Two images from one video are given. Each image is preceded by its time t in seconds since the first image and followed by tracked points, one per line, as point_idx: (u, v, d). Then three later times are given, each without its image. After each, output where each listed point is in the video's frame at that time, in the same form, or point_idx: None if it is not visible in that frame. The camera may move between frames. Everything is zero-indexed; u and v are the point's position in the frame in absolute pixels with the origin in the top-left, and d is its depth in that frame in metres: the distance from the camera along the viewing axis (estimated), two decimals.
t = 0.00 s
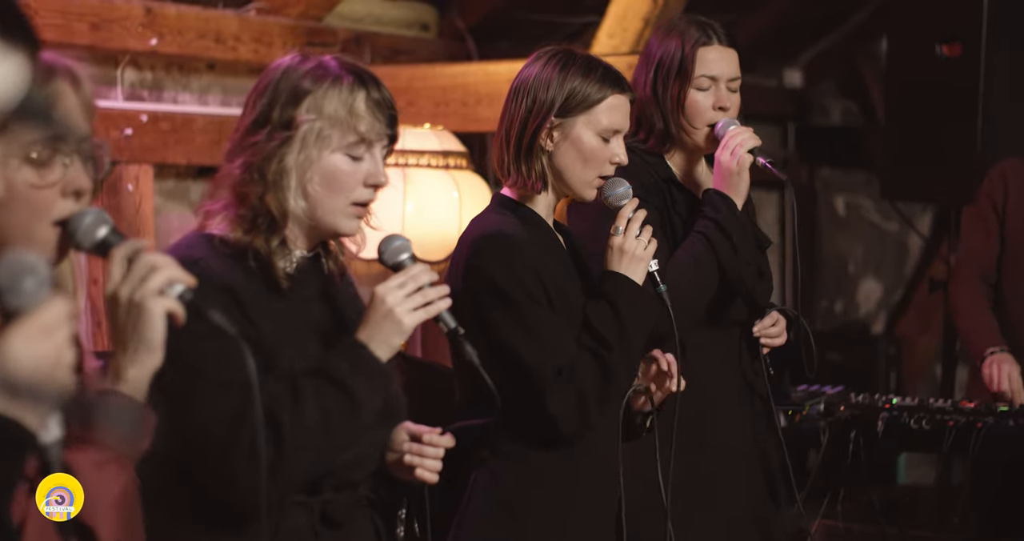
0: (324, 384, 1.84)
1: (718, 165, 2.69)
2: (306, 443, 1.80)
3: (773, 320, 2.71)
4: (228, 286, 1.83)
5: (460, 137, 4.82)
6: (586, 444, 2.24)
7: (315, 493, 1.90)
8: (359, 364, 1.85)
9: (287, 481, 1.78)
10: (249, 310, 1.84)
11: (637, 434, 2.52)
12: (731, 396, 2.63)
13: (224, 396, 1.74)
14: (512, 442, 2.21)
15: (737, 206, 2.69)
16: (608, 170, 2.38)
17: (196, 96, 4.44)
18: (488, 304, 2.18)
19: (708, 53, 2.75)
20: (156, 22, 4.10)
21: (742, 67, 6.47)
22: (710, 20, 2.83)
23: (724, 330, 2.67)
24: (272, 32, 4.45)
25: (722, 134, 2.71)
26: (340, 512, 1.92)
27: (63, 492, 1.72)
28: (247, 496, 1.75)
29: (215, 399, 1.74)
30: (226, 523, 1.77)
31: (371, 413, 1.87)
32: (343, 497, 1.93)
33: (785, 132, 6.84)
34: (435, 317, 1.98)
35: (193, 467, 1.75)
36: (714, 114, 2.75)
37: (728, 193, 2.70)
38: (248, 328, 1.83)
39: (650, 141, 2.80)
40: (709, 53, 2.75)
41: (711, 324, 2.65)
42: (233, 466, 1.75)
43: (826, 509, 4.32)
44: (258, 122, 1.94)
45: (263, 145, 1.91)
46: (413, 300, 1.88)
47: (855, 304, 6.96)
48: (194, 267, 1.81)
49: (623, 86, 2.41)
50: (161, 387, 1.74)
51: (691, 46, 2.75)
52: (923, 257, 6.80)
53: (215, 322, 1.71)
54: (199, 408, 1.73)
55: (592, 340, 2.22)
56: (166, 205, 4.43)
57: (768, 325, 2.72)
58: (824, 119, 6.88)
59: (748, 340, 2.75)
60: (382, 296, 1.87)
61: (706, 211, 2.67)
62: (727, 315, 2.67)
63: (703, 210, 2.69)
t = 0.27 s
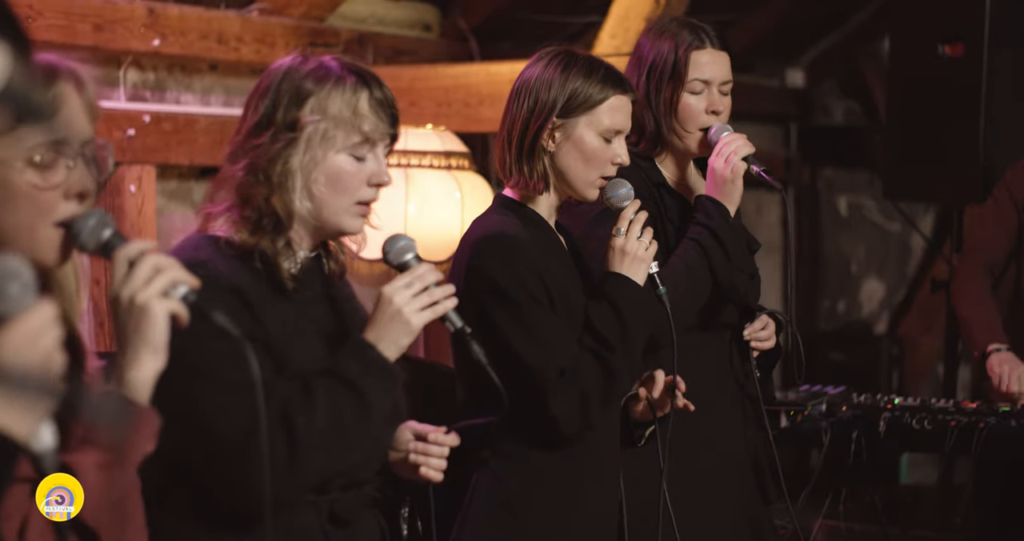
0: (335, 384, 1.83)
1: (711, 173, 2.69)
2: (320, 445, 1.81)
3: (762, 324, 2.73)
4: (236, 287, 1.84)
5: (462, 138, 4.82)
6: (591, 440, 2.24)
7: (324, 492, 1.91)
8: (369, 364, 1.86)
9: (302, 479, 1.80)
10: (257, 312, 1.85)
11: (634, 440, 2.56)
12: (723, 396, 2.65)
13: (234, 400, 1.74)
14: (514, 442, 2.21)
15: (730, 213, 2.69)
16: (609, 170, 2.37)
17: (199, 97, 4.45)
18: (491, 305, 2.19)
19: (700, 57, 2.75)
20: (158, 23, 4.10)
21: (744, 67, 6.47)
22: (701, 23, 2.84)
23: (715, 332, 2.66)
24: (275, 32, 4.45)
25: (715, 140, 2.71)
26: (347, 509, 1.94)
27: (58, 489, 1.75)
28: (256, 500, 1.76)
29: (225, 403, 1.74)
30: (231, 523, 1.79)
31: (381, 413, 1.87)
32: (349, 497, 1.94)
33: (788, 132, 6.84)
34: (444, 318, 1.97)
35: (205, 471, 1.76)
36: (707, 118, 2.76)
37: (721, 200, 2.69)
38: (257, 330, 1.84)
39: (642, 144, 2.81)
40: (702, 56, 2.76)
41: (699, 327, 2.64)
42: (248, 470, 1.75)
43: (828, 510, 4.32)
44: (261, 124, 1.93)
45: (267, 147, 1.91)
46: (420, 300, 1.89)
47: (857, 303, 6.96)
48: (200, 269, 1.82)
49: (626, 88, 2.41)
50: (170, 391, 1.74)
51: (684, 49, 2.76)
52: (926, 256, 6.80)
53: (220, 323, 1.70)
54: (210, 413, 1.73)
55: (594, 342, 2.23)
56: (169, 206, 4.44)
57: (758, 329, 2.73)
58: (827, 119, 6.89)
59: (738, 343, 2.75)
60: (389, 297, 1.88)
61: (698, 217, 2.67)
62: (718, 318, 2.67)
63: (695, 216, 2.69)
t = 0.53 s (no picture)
0: (337, 386, 1.84)
1: (710, 174, 2.70)
2: (323, 447, 1.81)
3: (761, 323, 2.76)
4: (241, 291, 1.84)
5: (464, 139, 4.82)
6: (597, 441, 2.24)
7: (328, 492, 1.91)
8: (372, 366, 1.86)
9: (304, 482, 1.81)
10: (262, 315, 1.86)
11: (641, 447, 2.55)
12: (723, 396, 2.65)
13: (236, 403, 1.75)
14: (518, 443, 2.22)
15: (728, 214, 2.70)
16: (611, 170, 2.37)
17: (201, 98, 4.45)
18: (493, 306, 2.19)
19: (697, 57, 2.76)
20: (160, 24, 4.11)
21: (747, 68, 6.47)
22: (696, 25, 2.84)
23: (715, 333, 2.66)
24: (277, 33, 4.45)
25: (712, 140, 2.71)
26: (352, 510, 1.94)
27: (61, 489, 1.58)
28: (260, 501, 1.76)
29: (229, 406, 1.74)
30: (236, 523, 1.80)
31: (384, 415, 1.87)
32: (353, 497, 1.94)
33: (790, 132, 6.82)
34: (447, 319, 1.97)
35: (209, 472, 1.77)
36: (703, 119, 2.76)
37: (719, 201, 2.71)
38: (262, 333, 1.85)
39: (638, 146, 2.81)
40: (698, 57, 2.76)
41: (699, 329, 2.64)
42: (252, 470, 1.76)
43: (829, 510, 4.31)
44: (264, 130, 1.93)
45: (271, 153, 1.90)
46: (423, 303, 1.89)
47: (859, 304, 6.95)
48: (205, 273, 1.82)
49: (626, 88, 2.41)
50: (175, 394, 1.75)
51: (681, 51, 2.76)
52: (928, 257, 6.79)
53: (222, 327, 1.68)
54: (214, 415, 1.73)
55: (596, 344, 2.23)
56: (171, 206, 4.44)
57: (758, 328, 2.76)
58: (829, 120, 6.89)
59: (737, 344, 2.77)
60: (392, 299, 1.88)
61: (697, 218, 2.68)
62: (717, 319, 2.66)
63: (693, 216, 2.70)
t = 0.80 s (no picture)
0: (338, 390, 1.84)
1: (712, 173, 2.69)
2: (322, 450, 1.81)
3: (766, 323, 2.75)
4: (245, 294, 1.85)
5: (466, 141, 4.82)
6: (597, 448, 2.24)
7: (333, 493, 1.92)
8: (373, 370, 1.85)
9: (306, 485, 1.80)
10: (267, 319, 1.86)
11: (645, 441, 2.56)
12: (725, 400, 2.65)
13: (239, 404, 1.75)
14: (519, 444, 2.23)
15: (730, 212, 2.69)
16: (614, 156, 2.38)
17: (204, 99, 4.45)
18: (496, 309, 2.19)
19: (699, 60, 2.76)
20: (163, 25, 4.11)
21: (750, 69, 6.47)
22: (698, 26, 2.84)
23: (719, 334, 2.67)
24: (280, 34, 4.45)
25: (715, 141, 2.71)
26: (357, 510, 1.95)
27: (61, 487, 1.55)
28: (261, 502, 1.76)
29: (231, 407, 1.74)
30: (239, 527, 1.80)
31: (387, 419, 1.87)
32: (359, 498, 1.95)
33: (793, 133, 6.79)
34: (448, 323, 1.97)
35: (211, 472, 1.77)
36: (705, 120, 2.76)
37: (722, 199, 2.69)
38: (267, 336, 1.86)
39: (642, 147, 2.82)
40: (700, 59, 2.76)
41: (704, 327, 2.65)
42: (251, 471, 1.76)
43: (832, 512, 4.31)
44: (266, 138, 1.94)
45: (273, 161, 1.92)
46: (425, 305, 1.86)
47: (862, 305, 6.95)
48: (208, 275, 1.83)
49: (613, 74, 2.42)
50: (182, 395, 1.76)
51: (683, 53, 2.76)
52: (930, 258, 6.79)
53: (225, 330, 1.68)
54: (216, 416, 1.74)
55: (601, 351, 2.22)
56: (174, 208, 4.44)
57: (762, 328, 2.75)
58: (832, 121, 6.87)
59: (742, 342, 2.76)
60: (394, 303, 1.86)
61: (700, 217, 2.67)
62: (722, 318, 2.67)
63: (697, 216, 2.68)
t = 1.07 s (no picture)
0: (338, 394, 1.82)
1: (723, 173, 2.68)
2: (317, 452, 1.80)
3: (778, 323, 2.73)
4: (249, 298, 1.86)
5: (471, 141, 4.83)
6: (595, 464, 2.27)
7: (337, 495, 1.93)
8: (373, 374, 1.83)
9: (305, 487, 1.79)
10: (271, 322, 1.87)
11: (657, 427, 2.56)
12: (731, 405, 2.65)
13: (243, 405, 1.76)
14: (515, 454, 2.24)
15: (741, 213, 2.68)
16: (612, 134, 2.44)
17: (209, 101, 4.45)
18: (497, 317, 2.20)
19: (710, 63, 2.77)
20: (168, 27, 4.12)
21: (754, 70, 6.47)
22: (712, 30, 2.85)
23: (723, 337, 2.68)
24: (285, 36, 4.44)
25: (726, 143, 2.70)
26: (360, 513, 1.95)
27: (60, 487, 1.49)
28: (262, 503, 1.77)
29: (232, 407, 1.75)
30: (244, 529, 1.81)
31: (390, 422, 1.85)
32: (362, 500, 1.97)
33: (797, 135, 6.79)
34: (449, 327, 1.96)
35: (213, 473, 1.78)
36: (716, 123, 2.77)
37: (732, 200, 2.69)
38: (270, 340, 1.87)
39: (653, 150, 2.82)
40: (712, 62, 2.77)
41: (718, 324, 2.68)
42: (249, 474, 1.76)
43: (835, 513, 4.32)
44: (270, 143, 1.97)
45: (275, 167, 1.94)
46: (424, 310, 1.83)
47: (865, 306, 6.95)
48: (214, 279, 1.85)
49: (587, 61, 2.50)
50: (183, 399, 1.77)
51: (694, 55, 2.77)
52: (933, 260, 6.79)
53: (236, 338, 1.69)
54: (217, 417, 1.75)
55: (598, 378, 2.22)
56: (179, 209, 4.45)
57: (774, 328, 2.73)
58: (836, 122, 6.87)
59: (755, 342, 2.77)
60: (394, 306, 1.83)
61: (711, 218, 2.66)
62: (733, 318, 2.70)
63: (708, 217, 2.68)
